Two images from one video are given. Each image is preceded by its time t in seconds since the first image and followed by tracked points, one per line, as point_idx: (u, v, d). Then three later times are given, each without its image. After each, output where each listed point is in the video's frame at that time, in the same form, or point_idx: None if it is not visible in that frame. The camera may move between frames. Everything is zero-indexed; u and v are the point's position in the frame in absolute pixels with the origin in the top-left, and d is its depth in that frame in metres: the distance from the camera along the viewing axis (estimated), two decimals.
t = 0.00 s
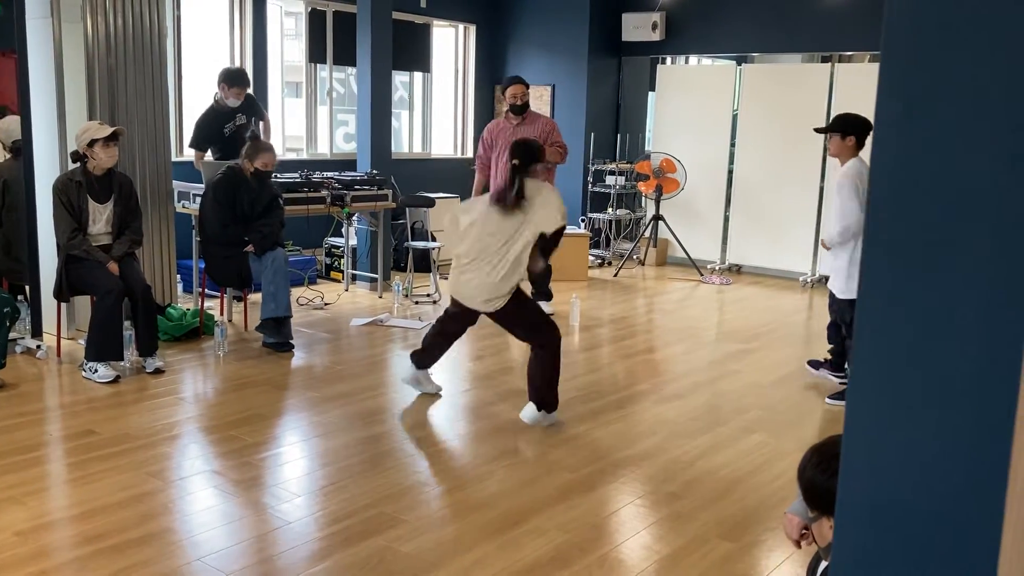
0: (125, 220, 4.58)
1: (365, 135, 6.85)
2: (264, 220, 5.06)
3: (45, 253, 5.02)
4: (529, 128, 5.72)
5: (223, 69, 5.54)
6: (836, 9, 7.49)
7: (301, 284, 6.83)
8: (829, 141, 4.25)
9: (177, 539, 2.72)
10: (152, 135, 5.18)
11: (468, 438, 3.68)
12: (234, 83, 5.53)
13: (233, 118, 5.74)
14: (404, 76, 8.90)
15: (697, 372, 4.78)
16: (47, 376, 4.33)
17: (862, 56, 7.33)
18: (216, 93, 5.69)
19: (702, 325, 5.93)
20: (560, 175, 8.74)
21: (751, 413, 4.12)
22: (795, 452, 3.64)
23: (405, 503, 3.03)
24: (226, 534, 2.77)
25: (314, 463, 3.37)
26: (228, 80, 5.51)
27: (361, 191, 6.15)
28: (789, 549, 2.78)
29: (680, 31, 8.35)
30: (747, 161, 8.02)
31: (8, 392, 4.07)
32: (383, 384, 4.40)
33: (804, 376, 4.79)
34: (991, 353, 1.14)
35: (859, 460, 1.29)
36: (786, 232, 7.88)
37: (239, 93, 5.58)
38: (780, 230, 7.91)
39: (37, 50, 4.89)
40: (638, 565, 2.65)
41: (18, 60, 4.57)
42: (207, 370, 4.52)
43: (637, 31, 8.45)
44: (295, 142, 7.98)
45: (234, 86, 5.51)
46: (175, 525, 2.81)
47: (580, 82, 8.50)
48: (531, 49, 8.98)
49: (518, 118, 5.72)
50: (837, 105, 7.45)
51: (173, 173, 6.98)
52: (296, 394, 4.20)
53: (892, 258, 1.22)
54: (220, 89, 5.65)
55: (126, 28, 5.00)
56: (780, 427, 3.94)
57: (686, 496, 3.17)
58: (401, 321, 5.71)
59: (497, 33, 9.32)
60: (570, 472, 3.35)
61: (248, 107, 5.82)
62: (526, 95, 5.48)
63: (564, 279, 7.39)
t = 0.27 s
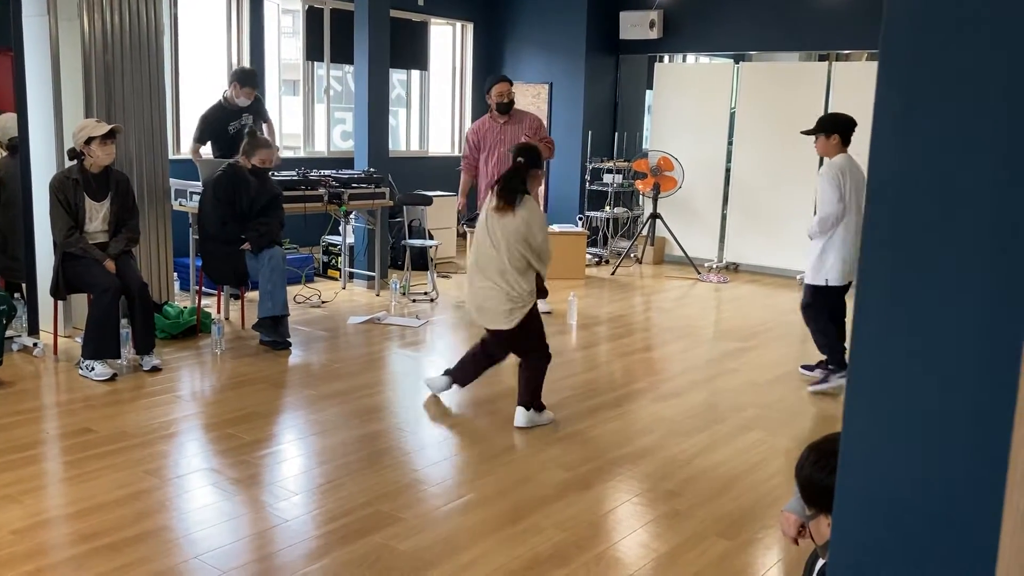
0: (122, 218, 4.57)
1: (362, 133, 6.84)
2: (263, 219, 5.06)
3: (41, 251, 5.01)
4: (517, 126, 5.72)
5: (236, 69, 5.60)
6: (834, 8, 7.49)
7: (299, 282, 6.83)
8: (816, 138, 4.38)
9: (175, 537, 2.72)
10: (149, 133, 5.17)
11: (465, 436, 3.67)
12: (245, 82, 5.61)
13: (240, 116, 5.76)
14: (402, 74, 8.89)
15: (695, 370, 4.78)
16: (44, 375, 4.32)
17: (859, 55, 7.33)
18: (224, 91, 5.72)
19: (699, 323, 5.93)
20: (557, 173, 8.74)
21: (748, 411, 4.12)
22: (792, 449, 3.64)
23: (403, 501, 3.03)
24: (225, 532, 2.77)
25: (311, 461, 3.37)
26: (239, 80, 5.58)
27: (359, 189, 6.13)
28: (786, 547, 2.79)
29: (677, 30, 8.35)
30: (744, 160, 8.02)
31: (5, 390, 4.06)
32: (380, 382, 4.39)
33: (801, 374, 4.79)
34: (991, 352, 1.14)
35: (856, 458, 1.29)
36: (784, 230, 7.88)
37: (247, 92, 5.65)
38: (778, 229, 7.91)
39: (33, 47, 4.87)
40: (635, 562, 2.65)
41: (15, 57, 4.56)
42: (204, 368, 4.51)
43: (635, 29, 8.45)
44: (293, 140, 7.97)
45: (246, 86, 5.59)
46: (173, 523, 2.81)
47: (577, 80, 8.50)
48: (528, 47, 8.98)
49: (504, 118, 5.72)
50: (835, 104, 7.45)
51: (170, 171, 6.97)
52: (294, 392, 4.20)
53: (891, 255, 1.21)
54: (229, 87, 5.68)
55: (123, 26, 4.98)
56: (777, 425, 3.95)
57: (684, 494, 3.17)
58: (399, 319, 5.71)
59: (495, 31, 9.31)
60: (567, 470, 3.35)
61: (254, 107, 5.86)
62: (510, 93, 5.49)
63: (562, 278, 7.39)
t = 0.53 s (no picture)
0: (119, 217, 4.57)
1: (360, 132, 6.84)
2: (262, 217, 5.07)
3: (39, 249, 5.00)
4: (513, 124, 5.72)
5: (250, 66, 5.60)
6: (831, 7, 7.49)
7: (297, 281, 6.82)
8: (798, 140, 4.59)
9: (174, 535, 2.72)
10: (147, 131, 5.17)
11: (463, 435, 3.67)
12: (258, 79, 5.61)
13: (249, 114, 5.84)
14: (400, 73, 8.87)
15: (693, 369, 4.79)
16: (42, 373, 4.32)
17: (857, 54, 7.33)
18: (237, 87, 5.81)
19: (697, 322, 5.93)
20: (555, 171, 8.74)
21: (746, 410, 4.12)
22: (790, 448, 3.64)
23: (401, 500, 3.03)
24: (224, 530, 2.77)
25: (309, 459, 3.37)
26: (252, 76, 5.59)
27: (357, 187, 6.12)
28: (784, 546, 2.79)
29: (675, 28, 8.34)
30: (741, 159, 8.03)
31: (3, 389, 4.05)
32: (379, 381, 4.39)
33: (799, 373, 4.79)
34: (991, 351, 1.14)
35: (853, 454, 1.29)
36: (781, 230, 7.88)
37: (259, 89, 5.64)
38: (776, 228, 7.91)
39: (30, 45, 4.87)
40: (632, 561, 2.65)
41: (12, 56, 4.55)
42: (202, 367, 4.51)
43: (633, 28, 8.45)
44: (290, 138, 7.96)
45: (257, 83, 5.59)
46: (172, 521, 2.81)
47: (575, 79, 8.50)
48: (526, 46, 8.98)
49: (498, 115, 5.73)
50: (832, 103, 7.45)
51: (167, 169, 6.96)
52: (292, 390, 4.20)
53: (888, 252, 1.21)
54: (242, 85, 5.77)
55: (121, 23, 4.98)
56: (775, 424, 3.95)
57: (681, 493, 3.17)
58: (396, 318, 5.70)
59: (493, 30, 9.31)
60: (565, 468, 3.35)
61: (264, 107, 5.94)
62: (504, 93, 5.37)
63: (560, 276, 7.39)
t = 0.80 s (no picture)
0: (117, 216, 4.56)
1: (358, 131, 6.84)
2: (257, 216, 5.05)
3: (37, 248, 5.00)
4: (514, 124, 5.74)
5: (267, 69, 5.68)
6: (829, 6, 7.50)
7: (294, 280, 6.82)
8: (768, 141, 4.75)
9: (171, 534, 2.72)
10: (145, 130, 5.16)
11: (461, 434, 3.68)
12: (274, 83, 5.69)
13: (260, 115, 5.96)
14: (398, 72, 8.86)
15: (690, 368, 4.79)
16: (39, 372, 4.32)
17: (855, 53, 7.34)
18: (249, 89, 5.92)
19: (694, 321, 5.94)
20: (553, 170, 8.74)
21: (744, 409, 4.13)
22: (787, 447, 3.65)
23: (399, 499, 3.03)
24: (222, 529, 2.77)
25: (307, 458, 3.37)
26: (268, 79, 5.66)
27: (355, 186, 6.12)
28: (781, 544, 2.80)
29: (673, 27, 8.35)
30: (739, 158, 8.03)
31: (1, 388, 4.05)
32: (377, 379, 4.39)
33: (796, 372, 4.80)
34: (990, 352, 1.14)
35: (852, 452, 1.29)
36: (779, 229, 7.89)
37: (275, 93, 5.73)
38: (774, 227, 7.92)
39: (27, 44, 4.86)
40: (629, 560, 2.65)
41: (9, 54, 4.55)
42: (200, 366, 4.51)
43: (631, 27, 8.45)
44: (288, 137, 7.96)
45: (272, 86, 5.67)
46: (169, 520, 2.81)
47: (573, 78, 8.50)
48: (524, 45, 8.98)
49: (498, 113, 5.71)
50: (829, 102, 7.47)
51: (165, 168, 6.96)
52: (289, 389, 4.19)
53: (886, 250, 1.21)
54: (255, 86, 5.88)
55: (118, 22, 4.97)
56: (773, 423, 3.95)
57: (679, 491, 3.17)
58: (394, 316, 5.71)
59: (491, 29, 9.31)
60: (563, 467, 3.35)
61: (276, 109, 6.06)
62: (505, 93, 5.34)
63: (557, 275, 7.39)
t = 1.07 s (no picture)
0: (114, 214, 4.56)
1: (355, 129, 6.83)
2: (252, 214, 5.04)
3: (34, 247, 5.00)
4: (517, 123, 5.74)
5: (272, 63, 5.75)
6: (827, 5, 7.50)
7: (292, 279, 6.82)
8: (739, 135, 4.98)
9: (168, 533, 2.72)
10: (142, 128, 5.16)
11: (458, 433, 3.68)
12: (279, 77, 5.76)
13: (265, 110, 5.97)
14: (396, 70, 8.85)
15: (688, 367, 4.80)
16: (36, 371, 4.31)
17: (852, 53, 7.35)
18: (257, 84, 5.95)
19: (692, 320, 5.95)
20: (551, 169, 8.74)
21: (741, 408, 4.13)
22: (785, 446, 3.65)
23: (396, 498, 3.03)
24: (219, 528, 2.77)
25: (305, 457, 3.37)
26: (273, 73, 5.73)
27: (353, 185, 6.12)
28: (779, 543, 2.80)
29: (671, 26, 8.34)
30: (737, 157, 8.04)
31: None
32: (375, 378, 4.40)
33: (794, 371, 4.81)
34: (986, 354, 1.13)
35: (849, 453, 1.28)
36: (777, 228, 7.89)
37: (279, 87, 5.80)
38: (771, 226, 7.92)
39: (24, 42, 4.85)
40: (627, 559, 2.66)
41: (7, 52, 4.54)
42: (197, 365, 4.50)
43: (629, 26, 8.43)
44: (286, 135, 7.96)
45: (277, 80, 5.73)
46: (166, 519, 2.81)
47: (571, 77, 8.50)
48: (522, 44, 8.98)
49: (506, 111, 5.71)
50: (826, 102, 7.48)
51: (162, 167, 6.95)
52: (287, 388, 4.19)
53: (883, 250, 1.20)
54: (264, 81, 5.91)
55: (116, 20, 4.97)
56: (771, 422, 3.95)
57: (677, 490, 3.18)
58: (392, 315, 5.71)
59: (489, 27, 9.30)
60: (561, 466, 3.36)
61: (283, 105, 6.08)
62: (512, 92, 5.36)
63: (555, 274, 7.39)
